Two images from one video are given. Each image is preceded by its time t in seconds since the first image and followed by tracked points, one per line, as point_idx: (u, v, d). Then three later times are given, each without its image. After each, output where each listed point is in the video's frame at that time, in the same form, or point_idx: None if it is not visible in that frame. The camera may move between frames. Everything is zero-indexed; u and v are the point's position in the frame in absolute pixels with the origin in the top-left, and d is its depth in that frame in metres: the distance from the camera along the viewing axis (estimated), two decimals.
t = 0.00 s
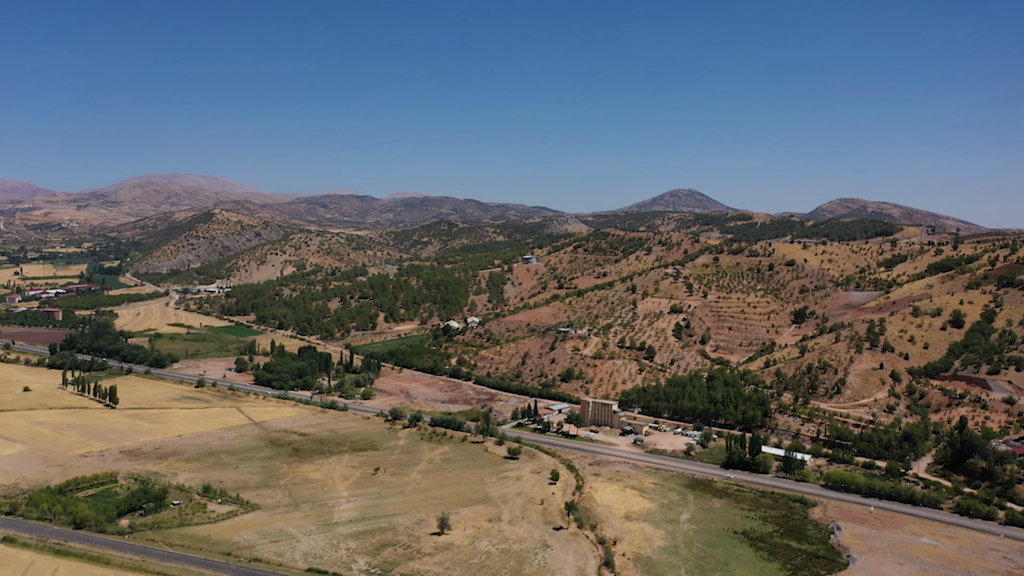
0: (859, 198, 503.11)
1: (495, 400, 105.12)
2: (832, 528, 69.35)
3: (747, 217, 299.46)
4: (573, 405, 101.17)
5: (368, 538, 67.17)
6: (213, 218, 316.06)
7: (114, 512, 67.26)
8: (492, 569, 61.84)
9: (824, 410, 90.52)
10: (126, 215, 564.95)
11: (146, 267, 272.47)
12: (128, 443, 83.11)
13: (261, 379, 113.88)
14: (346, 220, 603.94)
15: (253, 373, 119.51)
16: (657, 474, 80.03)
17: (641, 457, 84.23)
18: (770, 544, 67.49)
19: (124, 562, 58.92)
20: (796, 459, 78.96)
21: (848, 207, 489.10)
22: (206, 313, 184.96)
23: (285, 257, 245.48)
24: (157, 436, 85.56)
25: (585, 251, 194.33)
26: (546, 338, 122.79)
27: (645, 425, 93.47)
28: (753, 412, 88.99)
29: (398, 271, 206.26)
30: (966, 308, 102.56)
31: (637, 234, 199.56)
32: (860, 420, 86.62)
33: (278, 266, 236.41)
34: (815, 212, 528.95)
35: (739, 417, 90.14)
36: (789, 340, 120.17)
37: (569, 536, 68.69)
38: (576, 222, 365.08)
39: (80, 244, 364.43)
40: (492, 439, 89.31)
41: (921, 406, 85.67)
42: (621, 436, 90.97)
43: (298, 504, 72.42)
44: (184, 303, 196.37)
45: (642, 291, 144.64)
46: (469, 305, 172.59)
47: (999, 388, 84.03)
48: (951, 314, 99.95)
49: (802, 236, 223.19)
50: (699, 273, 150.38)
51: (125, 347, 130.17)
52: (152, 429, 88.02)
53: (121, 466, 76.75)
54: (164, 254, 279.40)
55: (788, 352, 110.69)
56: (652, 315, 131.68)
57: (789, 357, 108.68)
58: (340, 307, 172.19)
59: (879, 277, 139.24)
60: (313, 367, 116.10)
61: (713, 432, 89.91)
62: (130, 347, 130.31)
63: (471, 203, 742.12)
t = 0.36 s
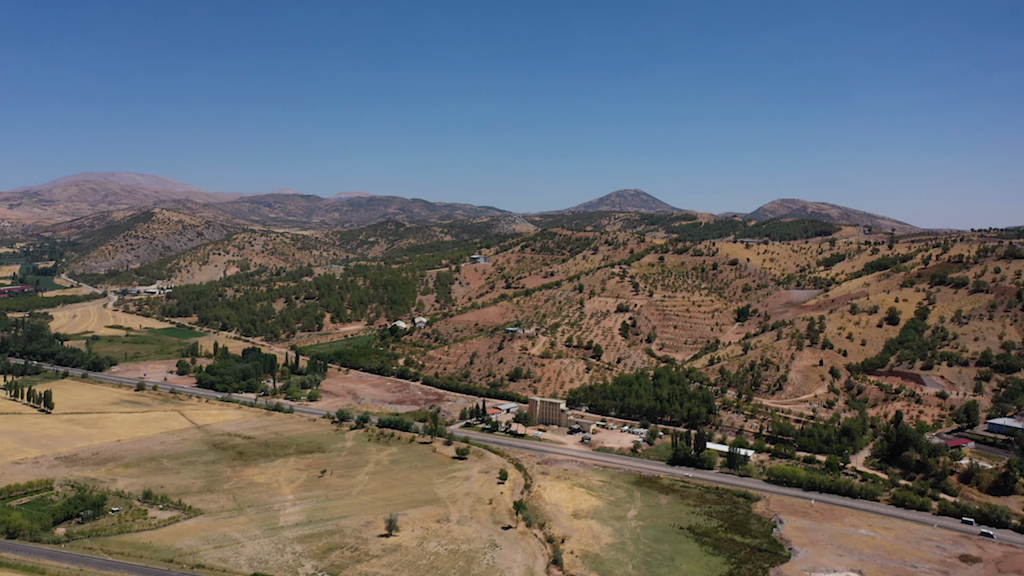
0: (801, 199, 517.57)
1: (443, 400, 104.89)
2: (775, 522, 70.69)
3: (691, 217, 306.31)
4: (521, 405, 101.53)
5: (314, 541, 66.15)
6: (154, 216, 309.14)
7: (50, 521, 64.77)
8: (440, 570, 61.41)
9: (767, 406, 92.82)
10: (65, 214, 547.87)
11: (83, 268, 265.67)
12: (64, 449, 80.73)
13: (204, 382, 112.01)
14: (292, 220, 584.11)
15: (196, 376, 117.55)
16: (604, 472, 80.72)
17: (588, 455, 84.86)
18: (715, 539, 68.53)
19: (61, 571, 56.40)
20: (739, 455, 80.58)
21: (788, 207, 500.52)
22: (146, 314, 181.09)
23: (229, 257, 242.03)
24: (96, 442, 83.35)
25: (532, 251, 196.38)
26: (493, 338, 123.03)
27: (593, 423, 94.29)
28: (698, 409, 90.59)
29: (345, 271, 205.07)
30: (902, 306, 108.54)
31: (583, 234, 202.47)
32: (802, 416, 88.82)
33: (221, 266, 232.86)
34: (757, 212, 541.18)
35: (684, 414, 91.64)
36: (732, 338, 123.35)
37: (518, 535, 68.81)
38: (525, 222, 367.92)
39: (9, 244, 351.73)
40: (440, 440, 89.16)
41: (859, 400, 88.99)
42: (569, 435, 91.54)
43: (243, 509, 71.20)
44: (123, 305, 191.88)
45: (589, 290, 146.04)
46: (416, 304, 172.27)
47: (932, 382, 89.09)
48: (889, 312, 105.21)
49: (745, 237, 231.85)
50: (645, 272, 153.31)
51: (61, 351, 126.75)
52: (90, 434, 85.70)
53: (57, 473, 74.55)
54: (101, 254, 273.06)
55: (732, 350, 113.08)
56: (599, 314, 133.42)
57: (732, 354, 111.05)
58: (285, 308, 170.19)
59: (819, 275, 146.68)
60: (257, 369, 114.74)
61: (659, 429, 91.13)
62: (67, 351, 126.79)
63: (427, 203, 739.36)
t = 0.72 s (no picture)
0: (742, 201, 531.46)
1: (391, 401, 104.34)
2: (719, 516, 71.85)
3: (636, 217, 312.82)
4: (469, 404, 101.66)
5: (259, 545, 64.78)
6: (89, 216, 300.66)
7: None
8: (388, 572, 60.69)
9: (711, 403, 94.46)
10: None
11: (13, 268, 256.92)
12: None
13: (144, 385, 109.62)
14: (236, 220, 563.73)
15: (135, 379, 114.95)
16: (552, 470, 81.17)
17: (536, 454, 85.26)
18: (661, 535, 69.34)
19: None
20: (684, 451, 81.86)
21: (730, 207, 510.00)
22: (83, 316, 176.13)
23: (169, 257, 237.48)
24: (29, 448, 80.66)
25: (480, 250, 197.95)
26: (441, 338, 122.93)
27: (541, 422, 94.85)
28: (644, 406, 91.91)
29: (290, 271, 203.20)
30: (840, 304, 114.83)
31: (530, 234, 204.71)
32: (745, 412, 90.61)
33: (162, 266, 228.51)
34: (700, 212, 551.55)
35: (631, 411, 92.87)
36: (677, 336, 126.69)
37: (467, 535, 68.62)
38: (473, 223, 369.84)
39: None
40: (388, 441, 88.73)
41: (799, 396, 91.53)
42: (517, 434, 91.93)
43: (185, 514, 69.63)
44: (58, 307, 186.07)
45: (537, 289, 147.89)
46: (363, 305, 171.78)
47: (869, 378, 93.46)
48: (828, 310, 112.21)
49: (688, 237, 239.52)
50: (592, 271, 156.17)
51: None
52: (23, 440, 82.86)
53: None
54: (33, 254, 264.69)
55: (677, 348, 115.21)
56: (547, 314, 135.02)
57: (678, 352, 113.07)
58: (229, 309, 167.53)
59: (762, 274, 154.17)
60: (200, 372, 112.86)
61: (606, 427, 92.05)
62: None
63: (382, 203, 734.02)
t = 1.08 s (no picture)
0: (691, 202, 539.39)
1: (342, 402, 103.60)
2: (670, 513, 72.66)
3: (587, 217, 317.24)
4: (421, 405, 101.44)
5: (207, 551, 63.41)
6: (26, 215, 291.56)
7: None
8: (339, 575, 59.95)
9: (662, 401, 95.60)
10: None
11: None
12: None
13: (86, 389, 106.99)
14: (181, 220, 546.63)
15: (77, 383, 112.12)
16: (504, 470, 81.26)
17: (488, 454, 85.28)
18: (613, 532, 69.86)
19: None
20: (636, 449, 82.59)
21: (680, 207, 518.67)
22: (21, 318, 170.93)
23: (112, 257, 232.50)
24: None
25: (432, 250, 198.90)
26: (393, 338, 122.33)
27: (493, 422, 94.98)
28: (596, 405, 92.75)
29: (238, 271, 200.71)
30: (785, 303, 117.98)
31: (482, 234, 206.02)
32: (694, 409, 91.89)
33: (104, 267, 223.69)
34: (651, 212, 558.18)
35: (583, 410, 93.64)
36: (627, 335, 128.67)
37: (419, 536, 68.15)
38: (425, 222, 370.03)
39: None
40: (339, 442, 88.05)
41: (747, 393, 93.37)
42: (469, 434, 91.93)
43: (130, 520, 68.05)
44: None
45: (489, 289, 148.62)
46: (313, 305, 170.89)
47: (814, 374, 95.94)
48: (774, 308, 114.43)
49: (639, 236, 244.29)
50: (543, 271, 157.96)
51: None
52: None
53: None
54: None
55: (628, 347, 116.50)
56: (499, 313, 135.81)
57: (629, 351, 114.30)
58: (174, 311, 164.45)
59: (710, 273, 157.48)
60: (145, 375, 110.68)
61: (558, 426, 92.49)
62: None
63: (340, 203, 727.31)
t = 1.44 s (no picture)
0: (638, 202, 546.16)
1: (287, 404, 102.48)
2: (617, 510, 73.34)
3: (534, 216, 320.09)
4: (368, 406, 101.05)
5: (147, 557, 61.78)
6: None
7: None
8: None
9: (609, 399, 96.58)
10: None
11: None
12: None
13: (18, 394, 103.51)
14: (122, 220, 530.78)
15: (8, 388, 108.39)
16: (453, 469, 81.22)
17: (437, 454, 85.18)
18: (560, 529, 70.31)
19: None
20: (583, 447, 83.32)
21: (627, 207, 525.08)
22: None
23: (46, 258, 225.37)
24: None
25: (378, 250, 199.09)
26: (338, 339, 121.22)
27: (441, 422, 94.95)
28: (544, 404, 93.46)
29: (179, 271, 196.99)
30: (728, 301, 119.76)
31: (429, 234, 206.74)
32: (641, 407, 93.20)
33: (38, 268, 216.70)
34: (597, 211, 564.99)
35: (531, 409, 94.20)
36: (574, 334, 130.41)
37: (366, 538, 67.24)
38: (371, 222, 369.92)
39: None
40: (285, 445, 87.06)
41: (693, 390, 95.00)
42: (416, 434, 91.58)
43: (66, 528, 66.01)
44: None
45: (436, 289, 148.99)
46: (257, 306, 169.26)
47: (757, 371, 98.32)
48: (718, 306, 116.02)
49: (585, 236, 248.31)
50: (491, 270, 159.31)
51: None
52: None
53: None
54: None
55: (575, 346, 117.52)
56: (446, 313, 136.20)
57: (576, 349, 115.37)
58: (113, 312, 160.25)
59: (655, 272, 160.70)
60: (81, 378, 107.79)
61: (505, 425, 92.85)
62: None
63: (291, 203, 716.44)
